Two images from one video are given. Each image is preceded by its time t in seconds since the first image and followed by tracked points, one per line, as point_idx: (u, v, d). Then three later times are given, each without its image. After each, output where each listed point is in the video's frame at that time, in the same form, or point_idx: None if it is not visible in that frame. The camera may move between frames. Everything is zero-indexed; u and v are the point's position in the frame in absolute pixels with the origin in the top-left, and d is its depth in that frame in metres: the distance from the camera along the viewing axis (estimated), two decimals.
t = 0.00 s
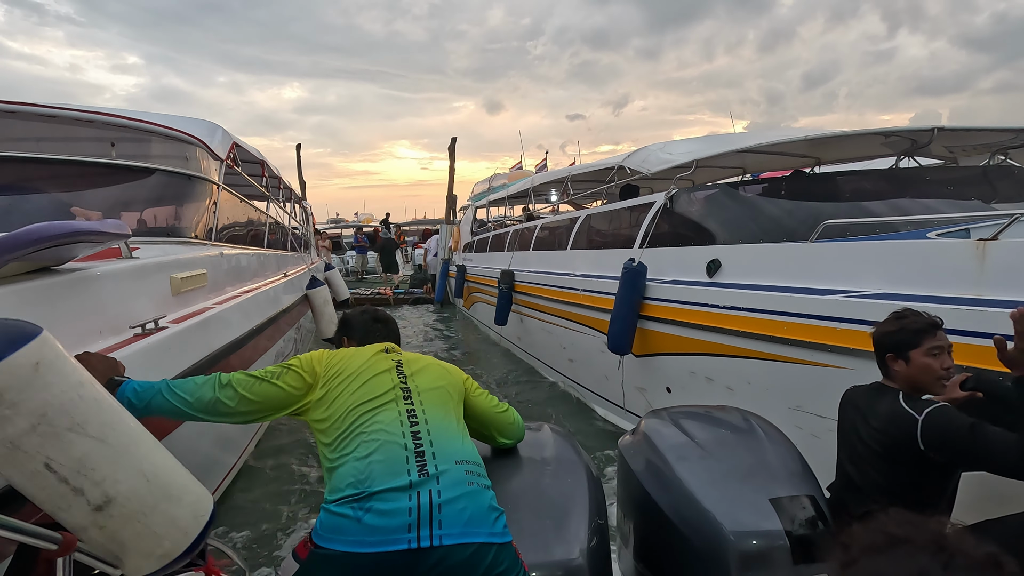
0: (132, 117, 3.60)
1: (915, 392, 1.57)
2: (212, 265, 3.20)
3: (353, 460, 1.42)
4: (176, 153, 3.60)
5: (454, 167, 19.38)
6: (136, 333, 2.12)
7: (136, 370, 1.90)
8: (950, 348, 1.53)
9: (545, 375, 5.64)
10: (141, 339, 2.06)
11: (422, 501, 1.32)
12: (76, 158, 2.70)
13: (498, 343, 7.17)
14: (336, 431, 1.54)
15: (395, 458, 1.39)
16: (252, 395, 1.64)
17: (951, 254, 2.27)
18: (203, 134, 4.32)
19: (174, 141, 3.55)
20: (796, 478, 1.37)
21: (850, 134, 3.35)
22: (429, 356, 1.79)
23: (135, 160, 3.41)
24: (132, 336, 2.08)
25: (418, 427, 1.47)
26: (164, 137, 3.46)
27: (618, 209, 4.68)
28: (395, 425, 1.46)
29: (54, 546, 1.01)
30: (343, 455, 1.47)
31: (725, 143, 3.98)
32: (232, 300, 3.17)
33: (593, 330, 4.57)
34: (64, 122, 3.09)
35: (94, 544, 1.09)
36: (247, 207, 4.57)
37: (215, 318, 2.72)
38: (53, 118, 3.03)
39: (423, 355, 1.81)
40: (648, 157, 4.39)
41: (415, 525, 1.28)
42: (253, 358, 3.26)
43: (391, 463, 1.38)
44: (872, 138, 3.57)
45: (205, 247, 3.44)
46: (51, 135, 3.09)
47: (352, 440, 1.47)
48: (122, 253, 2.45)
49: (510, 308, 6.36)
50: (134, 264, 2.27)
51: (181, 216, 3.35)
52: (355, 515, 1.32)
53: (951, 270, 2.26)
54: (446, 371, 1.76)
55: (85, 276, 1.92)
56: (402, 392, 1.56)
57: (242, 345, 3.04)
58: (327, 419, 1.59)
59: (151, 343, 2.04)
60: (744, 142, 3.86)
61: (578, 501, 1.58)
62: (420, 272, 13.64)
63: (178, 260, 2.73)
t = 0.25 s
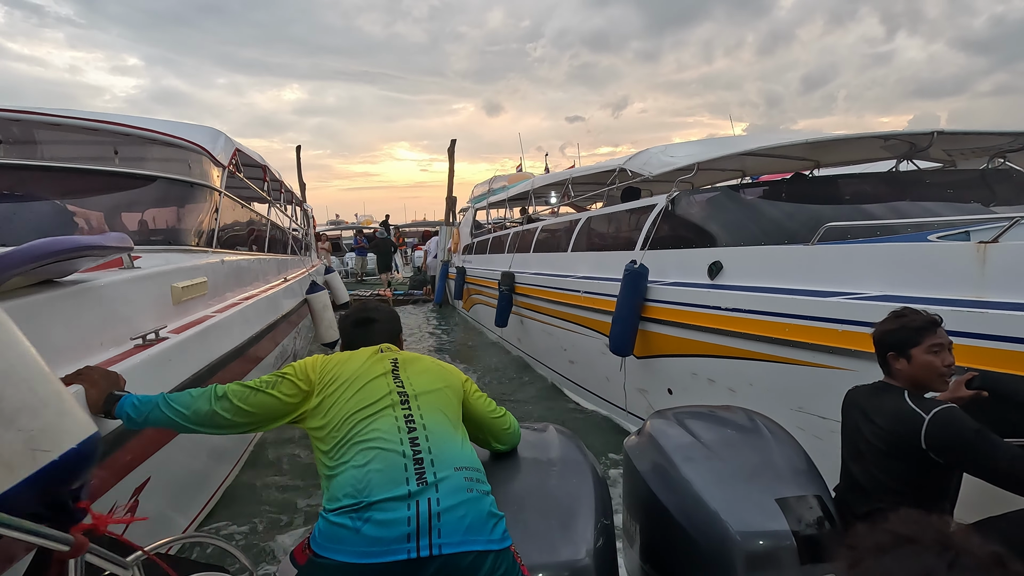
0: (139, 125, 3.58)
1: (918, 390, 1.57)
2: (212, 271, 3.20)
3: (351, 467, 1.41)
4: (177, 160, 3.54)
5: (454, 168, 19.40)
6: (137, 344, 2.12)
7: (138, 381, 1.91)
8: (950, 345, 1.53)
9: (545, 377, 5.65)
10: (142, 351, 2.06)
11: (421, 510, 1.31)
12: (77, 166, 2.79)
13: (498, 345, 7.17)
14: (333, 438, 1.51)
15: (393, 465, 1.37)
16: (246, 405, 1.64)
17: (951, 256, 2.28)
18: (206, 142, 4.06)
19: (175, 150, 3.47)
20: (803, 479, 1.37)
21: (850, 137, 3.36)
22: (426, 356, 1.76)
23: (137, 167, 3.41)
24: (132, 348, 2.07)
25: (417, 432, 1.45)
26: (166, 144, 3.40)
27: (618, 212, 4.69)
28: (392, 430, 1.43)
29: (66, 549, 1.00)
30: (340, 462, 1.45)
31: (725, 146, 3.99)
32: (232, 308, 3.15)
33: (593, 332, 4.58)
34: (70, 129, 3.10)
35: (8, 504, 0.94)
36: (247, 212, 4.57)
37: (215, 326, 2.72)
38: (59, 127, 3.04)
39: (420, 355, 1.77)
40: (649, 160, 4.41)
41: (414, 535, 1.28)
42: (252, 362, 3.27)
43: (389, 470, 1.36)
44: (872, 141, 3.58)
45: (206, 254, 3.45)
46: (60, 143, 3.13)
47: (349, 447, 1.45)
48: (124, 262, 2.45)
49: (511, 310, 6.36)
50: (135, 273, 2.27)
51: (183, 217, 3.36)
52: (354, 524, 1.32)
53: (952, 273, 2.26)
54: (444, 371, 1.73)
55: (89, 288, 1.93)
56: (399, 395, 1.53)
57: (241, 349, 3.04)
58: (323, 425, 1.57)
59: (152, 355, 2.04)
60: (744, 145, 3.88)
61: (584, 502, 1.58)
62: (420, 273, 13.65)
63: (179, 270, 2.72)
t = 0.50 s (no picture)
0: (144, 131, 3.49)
1: (934, 390, 1.57)
2: (211, 278, 3.20)
3: (348, 476, 1.40)
4: (177, 163, 3.39)
5: (453, 170, 19.41)
6: (136, 353, 2.11)
7: (137, 392, 1.91)
8: (967, 345, 1.54)
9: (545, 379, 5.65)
10: (141, 359, 2.05)
11: (420, 521, 1.31)
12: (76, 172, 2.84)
13: (498, 347, 7.18)
14: (329, 445, 1.50)
15: (392, 475, 1.36)
16: (239, 413, 1.61)
17: (952, 260, 2.29)
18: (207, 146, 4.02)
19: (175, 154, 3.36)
20: (812, 480, 1.37)
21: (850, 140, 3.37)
22: (421, 357, 1.74)
23: (136, 170, 3.24)
24: (131, 356, 2.06)
25: (415, 439, 1.44)
26: (167, 150, 3.29)
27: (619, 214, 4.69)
28: (390, 438, 1.42)
29: (82, 548, 1.00)
30: (337, 470, 1.44)
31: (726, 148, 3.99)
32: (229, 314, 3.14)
33: (594, 334, 4.58)
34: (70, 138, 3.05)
35: None
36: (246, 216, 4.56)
37: (214, 334, 2.71)
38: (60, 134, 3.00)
39: (414, 356, 1.75)
40: (649, 162, 4.41)
41: (412, 546, 1.29)
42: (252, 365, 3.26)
43: (388, 480, 1.36)
44: (870, 144, 3.59)
45: (205, 260, 3.45)
46: (64, 151, 3.09)
47: (346, 455, 1.44)
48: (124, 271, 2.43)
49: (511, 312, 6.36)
50: (135, 281, 2.28)
51: (183, 218, 3.36)
52: (351, 534, 1.32)
53: (953, 276, 2.27)
54: (440, 372, 1.71)
55: (90, 298, 1.93)
56: (396, 401, 1.51)
57: (241, 353, 3.03)
58: (318, 429, 1.56)
59: (151, 364, 2.03)
60: (746, 148, 3.88)
61: (593, 502, 1.58)
62: (420, 275, 13.65)
63: (177, 277, 2.71)
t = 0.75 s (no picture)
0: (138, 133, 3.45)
1: (949, 396, 1.57)
2: (206, 279, 3.19)
3: (331, 494, 1.40)
4: (170, 164, 3.34)
5: (451, 171, 19.40)
6: (125, 355, 2.10)
7: (127, 393, 1.90)
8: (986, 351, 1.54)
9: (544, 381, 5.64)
10: (130, 360, 2.04)
11: (401, 541, 1.32)
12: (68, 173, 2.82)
13: (496, 348, 7.17)
14: (313, 458, 1.50)
15: (373, 495, 1.36)
16: (223, 422, 1.60)
17: (947, 263, 2.30)
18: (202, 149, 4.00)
19: (167, 155, 3.31)
20: (819, 482, 1.37)
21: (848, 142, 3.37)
22: (406, 361, 1.71)
23: (129, 172, 3.19)
24: (120, 359, 2.04)
25: (397, 455, 1.43)
26: (159, 151, 3.25)
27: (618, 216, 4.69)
28: (372, 456, 1.42)
29: (90, 548, 1.01)
30: (319, 487, 1.44)
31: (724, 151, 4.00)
32: (220, 316, 3.12)
33: (593, 336, 4.58)
34: (62, 139, 3.00)
35: None
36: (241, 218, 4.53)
37: (206, 336, 2.70)
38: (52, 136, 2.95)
39: (400, 360, 1.72)
40: (648, 165, 4.42)
41: (394, 566, 1.30)
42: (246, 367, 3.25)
43: (369, 500, 1.36)
44: (867, 146, 3.60)
45: (198, 262, 3.44)
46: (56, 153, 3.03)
47: (329, 471, 1.44)
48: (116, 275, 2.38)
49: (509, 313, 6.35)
50: (125, 283, 2.27)
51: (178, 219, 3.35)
52: (334, 555, 1.33)
53: (949, 278, 2.28)
54: (426, 376, 1.68)
55: (79, 299, 1.92)
56: (378, 415, 1.50)
57: (235, 354, 3.02)
58: (302, 442, 1.55)
59: (140, 366, 2.01)
60: (745, 151, 3.89)
61: (598, 504, 1.59)
62: (418, 276, 13.64)
63: (170, 279, 2.70)
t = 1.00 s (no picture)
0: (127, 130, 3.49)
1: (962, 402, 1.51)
2: (198, 276, 3.17)
3: (330, 479, 1.36)
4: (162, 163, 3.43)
5: (449, 171, 19.38)
6: (113, 348, 2.10)
7: (114, 383, 1.90)
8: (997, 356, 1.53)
9: (541, 380, 5.65)
10: (118, 353, 2.05)
11: (403, 528, 1.29)
12: (60, 171, 2.75)
13: (493, 348, 7.17)
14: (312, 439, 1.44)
15: (374, 482, 1.32)
16: (220, 401, 1.55)
17: (938, 262, 2.31)
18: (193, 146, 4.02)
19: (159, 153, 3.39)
20: (821, 485, 1.37)
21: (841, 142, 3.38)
22: (414, 339, 1.61)
23: (122, 170, 3.28)
24: (108, 350, 2.05)
25: (399, 443, 1.37)
26: (152, 148, 3.30)
27: (615, 216, 4.70)
28: (372, 442, 1.36)
29: (96, 544, 1.01)
30: (318, 470, 1.39)
31: (719, 151, 4.01)
32: (215, 311, 3.11)
33: (590, 336, 4.58)
34: (53, 135, 3.02)
35: None
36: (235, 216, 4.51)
37: (196, 330, 2.69)
38: (42, 132, 2.97)
39: (408, 337, 1.62)
40: (644, 165, 4.43)
41: (396, 551, 1.27)
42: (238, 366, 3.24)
43: (369, 487, 1.32)
44: (861, 145, 3.60)
45: (190, 258, 3.42)
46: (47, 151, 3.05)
47: (328, 455, 1.39)
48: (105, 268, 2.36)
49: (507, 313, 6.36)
50: (114, 278, 2.26)
51: (167, 221, 3.32)
52: (335, 538, 1.30)
53: (941, 277, 2.29)
54: (434, 356, 1.58)
55: (65, 291, 1.92)
56: (379, 399, 1.42)
57: (224, 352, 3.00)
58: (302, 421, 1.49)
59: (126, 360, 2.01)
60: (740, 151, 3.89)
61: (600, 505, 1.59)
62: (416, 276, 13.64)
63: (161, 273, 2.69)
